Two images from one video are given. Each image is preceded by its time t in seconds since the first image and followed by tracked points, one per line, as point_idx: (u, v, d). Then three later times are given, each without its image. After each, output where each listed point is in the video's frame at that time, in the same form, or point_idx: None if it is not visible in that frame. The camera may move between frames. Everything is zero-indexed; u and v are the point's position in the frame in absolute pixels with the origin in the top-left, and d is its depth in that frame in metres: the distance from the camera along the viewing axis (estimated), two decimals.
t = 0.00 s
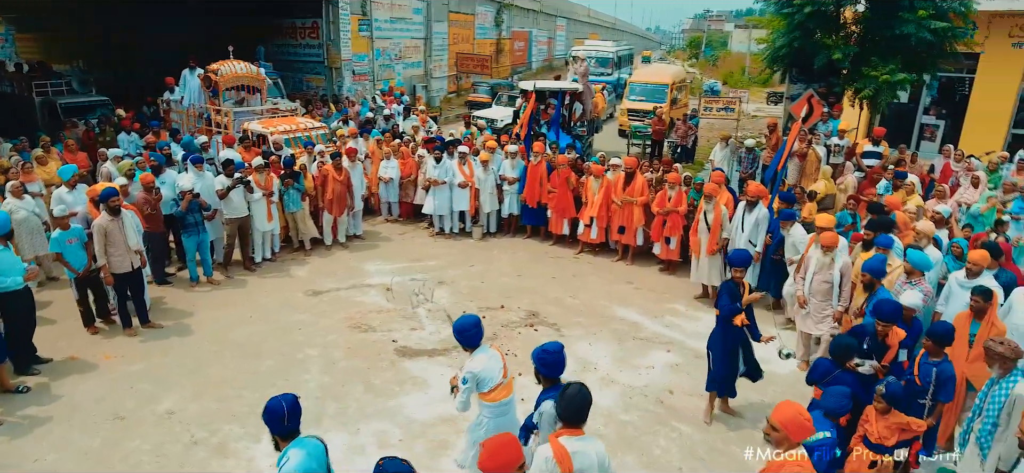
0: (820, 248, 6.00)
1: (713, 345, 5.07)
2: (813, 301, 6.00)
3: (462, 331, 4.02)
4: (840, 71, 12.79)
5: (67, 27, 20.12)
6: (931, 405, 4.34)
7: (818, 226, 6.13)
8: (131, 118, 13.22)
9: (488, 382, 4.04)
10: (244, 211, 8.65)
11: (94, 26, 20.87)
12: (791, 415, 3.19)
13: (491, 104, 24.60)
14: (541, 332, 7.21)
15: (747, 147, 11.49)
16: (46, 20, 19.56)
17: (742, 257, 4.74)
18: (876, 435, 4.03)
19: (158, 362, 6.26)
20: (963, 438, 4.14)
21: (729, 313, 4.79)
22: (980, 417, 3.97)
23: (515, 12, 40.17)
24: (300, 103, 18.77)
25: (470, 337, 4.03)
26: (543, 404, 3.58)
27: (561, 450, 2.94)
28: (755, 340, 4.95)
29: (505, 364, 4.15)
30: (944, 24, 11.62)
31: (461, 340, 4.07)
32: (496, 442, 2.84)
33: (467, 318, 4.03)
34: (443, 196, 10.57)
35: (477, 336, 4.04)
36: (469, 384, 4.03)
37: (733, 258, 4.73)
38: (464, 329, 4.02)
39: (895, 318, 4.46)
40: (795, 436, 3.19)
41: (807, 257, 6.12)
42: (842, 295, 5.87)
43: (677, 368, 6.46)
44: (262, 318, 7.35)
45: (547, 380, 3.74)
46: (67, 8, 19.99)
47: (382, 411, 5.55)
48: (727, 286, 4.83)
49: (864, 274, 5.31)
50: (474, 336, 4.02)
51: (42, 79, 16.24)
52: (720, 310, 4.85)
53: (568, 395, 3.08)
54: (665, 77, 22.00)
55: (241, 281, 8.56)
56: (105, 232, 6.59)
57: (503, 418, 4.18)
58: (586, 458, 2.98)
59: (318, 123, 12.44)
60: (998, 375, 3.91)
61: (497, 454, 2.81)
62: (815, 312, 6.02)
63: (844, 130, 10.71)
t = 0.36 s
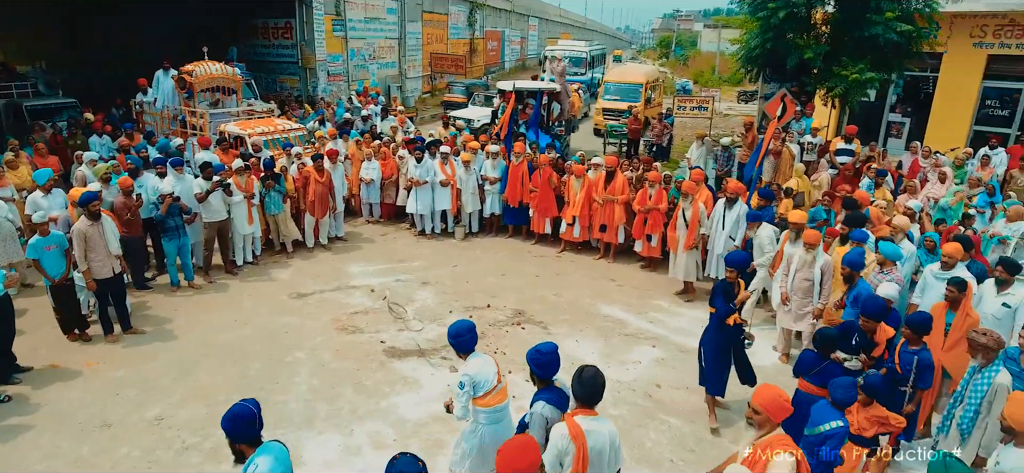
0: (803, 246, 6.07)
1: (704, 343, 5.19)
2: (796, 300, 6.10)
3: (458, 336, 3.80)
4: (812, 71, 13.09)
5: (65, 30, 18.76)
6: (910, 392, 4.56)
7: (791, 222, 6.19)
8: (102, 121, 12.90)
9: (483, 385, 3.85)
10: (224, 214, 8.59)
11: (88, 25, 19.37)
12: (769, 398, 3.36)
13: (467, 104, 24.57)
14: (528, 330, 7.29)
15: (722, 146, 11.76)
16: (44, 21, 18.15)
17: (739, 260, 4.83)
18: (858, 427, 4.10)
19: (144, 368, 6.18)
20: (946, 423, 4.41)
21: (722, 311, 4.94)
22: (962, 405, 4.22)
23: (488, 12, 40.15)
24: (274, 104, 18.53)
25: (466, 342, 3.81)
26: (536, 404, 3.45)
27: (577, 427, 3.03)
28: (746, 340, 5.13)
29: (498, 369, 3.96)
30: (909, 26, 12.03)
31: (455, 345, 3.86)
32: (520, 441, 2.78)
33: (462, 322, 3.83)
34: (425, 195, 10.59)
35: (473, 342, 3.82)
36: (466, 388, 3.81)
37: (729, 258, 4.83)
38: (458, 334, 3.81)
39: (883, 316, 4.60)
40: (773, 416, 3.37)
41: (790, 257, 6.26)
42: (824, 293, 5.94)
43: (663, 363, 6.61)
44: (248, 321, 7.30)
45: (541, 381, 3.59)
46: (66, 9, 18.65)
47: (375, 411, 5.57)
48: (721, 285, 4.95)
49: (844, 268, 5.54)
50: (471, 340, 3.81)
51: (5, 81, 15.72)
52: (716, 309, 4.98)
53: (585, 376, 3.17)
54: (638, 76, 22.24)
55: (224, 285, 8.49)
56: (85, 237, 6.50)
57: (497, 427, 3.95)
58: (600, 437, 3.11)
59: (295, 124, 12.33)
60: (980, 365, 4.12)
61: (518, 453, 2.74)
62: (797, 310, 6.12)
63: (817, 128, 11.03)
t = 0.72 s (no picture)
0: (789, 244, 6.19)
1: (701, 342, 5.35)
2: (784, 297, 6.20)
3: (463, 337, 3.70)
4: (787, 70, 13.38)
5: (62, 30, 18.86)
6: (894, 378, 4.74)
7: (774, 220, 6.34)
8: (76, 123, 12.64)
9: (486, 386, 3.64)
10: (205, 218, 8.54)
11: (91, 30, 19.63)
12: (753, 387, 3.33)
13: (445, 104, 24.55)
14: (519, 329, 7.37)
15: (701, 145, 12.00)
16: (43, 26, 18.27)
17: (730, 261, 4.90)
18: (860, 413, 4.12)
19: (134, 373, 6.11)
20: (932, 413, 4.42)
21: (717, 313, 5.07)
22: (951, 394, 4.24)
23: (462, 11, 40.11)
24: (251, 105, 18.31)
25: (470, 341, 3.71)
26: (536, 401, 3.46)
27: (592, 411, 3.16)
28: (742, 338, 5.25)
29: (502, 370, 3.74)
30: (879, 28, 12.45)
31: (460, 347, 3.75)
32: (544, 436, 2.86)
33: (468, 323, 3.73)
34: (410, 196, 10.60)
35: (478, 342, 3.71)
36: (469, 390, 3.63)
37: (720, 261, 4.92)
38: (463, 335, 3.71)
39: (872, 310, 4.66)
40: (758, 406, 3.34)
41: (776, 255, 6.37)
42: (811, 290, 6.07)
43: (652, 358, 6.75)
44: (237, 325, 7.25)
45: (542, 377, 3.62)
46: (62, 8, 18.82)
47: (372, 411, 5.60)
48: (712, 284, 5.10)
49: (828, 263, 5.72)
50: (475, 340, 3.71)
51: None
52: (709, 310, 5.15)
53: (598, 362, 3.26)
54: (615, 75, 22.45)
55: (209, 289, 8.41)
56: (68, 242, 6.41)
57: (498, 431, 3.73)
58: (613, 421, 3.22)
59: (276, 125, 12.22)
60: (965, 355, 4.20)
61: (546, 453, 2.80)
62: (786, 307, 6.22)
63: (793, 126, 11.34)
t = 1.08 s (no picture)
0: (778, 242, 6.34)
1: (695, 338, 5.53)
2: (774, 293, 6.37)
3: (477, 337, 3.69)
4: (766, 70, 13.67)
5: (62, 30, 19.11)
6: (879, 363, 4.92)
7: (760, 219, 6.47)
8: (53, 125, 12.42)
9: (498, 388, 3.60)
10: (190, 221, 8.44)
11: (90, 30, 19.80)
12: (742, 378, 3.42)
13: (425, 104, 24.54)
14: (512, 326, 7.46)
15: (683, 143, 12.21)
16: (43, 26, 18.60)
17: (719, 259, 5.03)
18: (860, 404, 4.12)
19: (128, 377, 6.07)
20: (919, 398, 4.53)
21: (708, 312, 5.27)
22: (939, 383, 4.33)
23: (439, 11, 40.03)
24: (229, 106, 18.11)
25: (483, 341, 3.69)
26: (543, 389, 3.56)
27: (604, 408, 3.28)
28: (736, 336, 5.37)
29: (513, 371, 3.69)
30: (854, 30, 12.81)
31: (473, 346, 3.73)
32: (560, 433, 3.00)
33: (481, 322, 3.72)
34: (397, 196, 10.63)
35: (491, 341, 3.70)
36: (483, 391, 3.59)
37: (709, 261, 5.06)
38: (476, 334, 3.69)
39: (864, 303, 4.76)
40: (750, 397, 3.43)
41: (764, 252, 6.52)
42: (801, 286, 6.24)
43: (643, 352, 6.90)
44: (230, 327, 7.23)
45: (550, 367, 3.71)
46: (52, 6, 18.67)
47: (372, 410, 5.65)
48: (702, 283, 5.26)
49: (814, 256, 5.89)
50: (488, 340, 3.70)
51: None
52: (700, 310, 5.33)
53: (608, 360, 3.39)
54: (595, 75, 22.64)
55: (198, 291, 8.37)
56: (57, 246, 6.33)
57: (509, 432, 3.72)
58: (623, 417, 3.35)
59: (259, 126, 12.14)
60: (953, 345, 4.28)
61: (559, 451, 2.96)
62: (777, 303, 6.38)
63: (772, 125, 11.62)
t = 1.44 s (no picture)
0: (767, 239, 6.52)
1: (685, 336, 5.69)
2: (763, 289, 6.54)
3: (493, 338, 3.74)
4: (744, 70, 13.96)
5: (62, 30, 18.81)
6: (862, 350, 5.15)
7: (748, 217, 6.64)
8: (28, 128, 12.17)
9: (516, 390, 3.66)
10: (175, 224, 8.39)
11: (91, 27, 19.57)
12: (739, 371, 3.49)
13: (405, 105, 24.46)
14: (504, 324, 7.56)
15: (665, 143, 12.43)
16: (42, 26, 18.31)
17: (707, 259, 5.19)
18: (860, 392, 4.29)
19: (121, 381, 6.03)
20: (903, 387, 4.73)
21: (696, 311, 5.42)
22: (924, 370, 4.53)
23: (416, 11, 39.90)
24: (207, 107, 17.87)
25: (500, 342, 3.74)
26: (555, 377, 3.66)
27: (612, 408, 3.39)
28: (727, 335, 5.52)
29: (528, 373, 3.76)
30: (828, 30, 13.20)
31: (489, 347, 3.78)
32: (575, 427, 3.11)
33: (497, 323, 3.78)
34: (384, 196, 10.66)
35: (507, 342, 3.75)
36: (500, 393, 3.64)
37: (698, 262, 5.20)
38: (493, 336, 3.74)
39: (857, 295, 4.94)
40: (747, 390, 3.50)
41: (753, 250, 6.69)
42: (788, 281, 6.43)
43: (634, 347, 7.05)
44: (222, 329, 7.21)
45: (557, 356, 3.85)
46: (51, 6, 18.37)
47: (371, 408, 5.70)
48: (690, 282, 5.42)
49: (800, 251, 6.09)
50: (504, 341, 3.75)
51: None
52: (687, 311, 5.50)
53: (609, 359, 3.52)
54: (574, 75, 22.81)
55: (187, 295, 8.32)
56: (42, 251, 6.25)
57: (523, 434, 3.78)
58: (630, 413, 3.46)
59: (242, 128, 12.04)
60: (937, 334, 4.49)
61: (571, 445, 3.06)
62: (765, 299, 6.55)
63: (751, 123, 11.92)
